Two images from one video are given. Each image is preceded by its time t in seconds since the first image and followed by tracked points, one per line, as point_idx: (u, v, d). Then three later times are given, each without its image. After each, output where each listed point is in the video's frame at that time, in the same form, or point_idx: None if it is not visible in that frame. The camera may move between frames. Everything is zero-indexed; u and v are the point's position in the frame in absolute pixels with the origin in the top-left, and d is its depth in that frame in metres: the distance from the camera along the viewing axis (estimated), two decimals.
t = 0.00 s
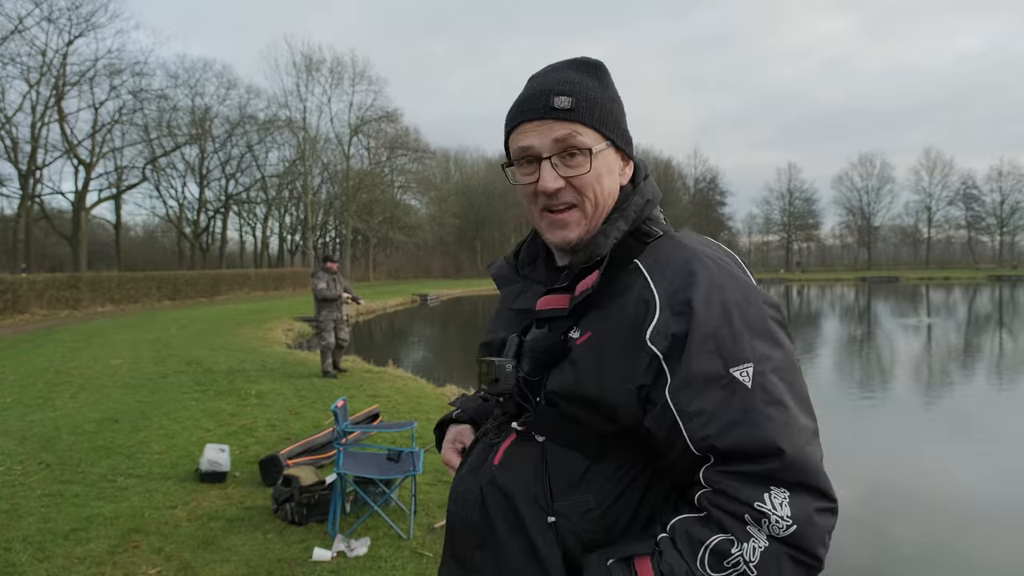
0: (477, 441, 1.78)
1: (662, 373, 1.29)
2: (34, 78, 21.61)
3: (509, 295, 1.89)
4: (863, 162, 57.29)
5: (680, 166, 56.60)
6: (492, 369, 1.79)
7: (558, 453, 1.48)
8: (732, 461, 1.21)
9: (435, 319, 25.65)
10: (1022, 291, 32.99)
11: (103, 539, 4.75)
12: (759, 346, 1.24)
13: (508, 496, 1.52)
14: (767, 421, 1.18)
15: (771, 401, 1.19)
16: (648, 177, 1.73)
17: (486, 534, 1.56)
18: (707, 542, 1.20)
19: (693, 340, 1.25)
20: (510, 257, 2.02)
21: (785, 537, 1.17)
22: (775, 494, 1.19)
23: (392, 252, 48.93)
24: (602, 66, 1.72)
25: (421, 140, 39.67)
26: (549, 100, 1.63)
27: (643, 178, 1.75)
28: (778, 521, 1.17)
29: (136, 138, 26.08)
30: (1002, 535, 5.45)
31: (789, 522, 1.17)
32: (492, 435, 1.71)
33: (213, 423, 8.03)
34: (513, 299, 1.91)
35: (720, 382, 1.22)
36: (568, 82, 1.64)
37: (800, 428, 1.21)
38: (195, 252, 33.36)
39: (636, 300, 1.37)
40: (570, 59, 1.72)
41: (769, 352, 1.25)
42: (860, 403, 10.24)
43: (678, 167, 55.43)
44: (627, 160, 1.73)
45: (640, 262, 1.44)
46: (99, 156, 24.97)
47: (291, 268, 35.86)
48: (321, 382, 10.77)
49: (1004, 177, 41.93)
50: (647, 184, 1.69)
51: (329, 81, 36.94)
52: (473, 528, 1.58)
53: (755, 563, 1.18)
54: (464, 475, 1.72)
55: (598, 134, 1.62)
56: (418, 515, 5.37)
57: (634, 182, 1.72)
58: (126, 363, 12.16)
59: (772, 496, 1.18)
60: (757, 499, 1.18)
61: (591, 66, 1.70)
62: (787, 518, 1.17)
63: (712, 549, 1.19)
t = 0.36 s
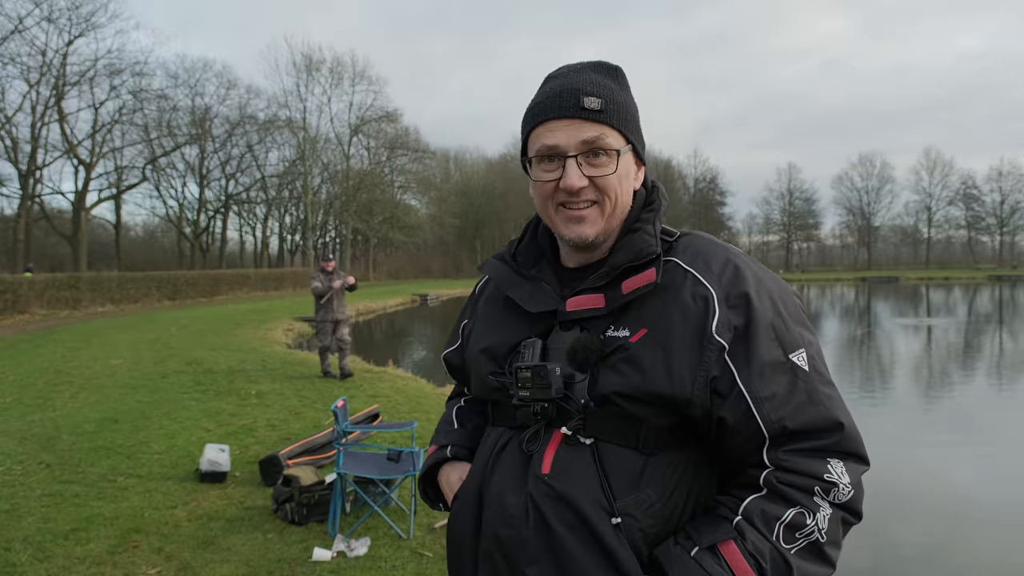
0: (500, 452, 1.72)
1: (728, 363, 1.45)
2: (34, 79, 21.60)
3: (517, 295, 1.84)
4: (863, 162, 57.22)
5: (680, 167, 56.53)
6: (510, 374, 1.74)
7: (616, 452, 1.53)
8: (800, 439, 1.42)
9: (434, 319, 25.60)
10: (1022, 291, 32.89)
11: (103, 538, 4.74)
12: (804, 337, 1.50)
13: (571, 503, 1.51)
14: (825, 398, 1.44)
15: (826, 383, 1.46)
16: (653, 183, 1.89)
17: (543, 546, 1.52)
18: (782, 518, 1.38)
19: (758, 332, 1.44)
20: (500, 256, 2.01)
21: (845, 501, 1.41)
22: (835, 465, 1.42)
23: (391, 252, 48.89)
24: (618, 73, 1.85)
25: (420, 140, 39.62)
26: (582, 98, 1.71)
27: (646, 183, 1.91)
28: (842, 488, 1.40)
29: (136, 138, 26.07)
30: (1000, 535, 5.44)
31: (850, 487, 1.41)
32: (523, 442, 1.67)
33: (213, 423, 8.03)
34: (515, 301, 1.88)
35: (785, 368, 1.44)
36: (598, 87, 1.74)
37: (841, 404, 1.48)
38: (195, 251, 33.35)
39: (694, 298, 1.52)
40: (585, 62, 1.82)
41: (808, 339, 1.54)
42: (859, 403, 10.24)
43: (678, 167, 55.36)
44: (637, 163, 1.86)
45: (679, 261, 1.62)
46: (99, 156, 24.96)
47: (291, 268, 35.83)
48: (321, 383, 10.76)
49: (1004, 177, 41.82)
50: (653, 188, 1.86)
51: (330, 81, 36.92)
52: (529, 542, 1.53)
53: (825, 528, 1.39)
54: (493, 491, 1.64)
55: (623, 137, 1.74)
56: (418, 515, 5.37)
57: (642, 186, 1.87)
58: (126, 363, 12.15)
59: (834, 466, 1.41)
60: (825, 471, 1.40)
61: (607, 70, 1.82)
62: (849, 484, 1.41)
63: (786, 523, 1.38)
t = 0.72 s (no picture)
0: (503, 454, 1.72)
1: (732, 362, 1.45)
2: (34, 79, 21.59)
3: (517, 297, 1.84)
4: (863, 162, 57.26)
5: (680, 167, 56.53)
6: (513, 375, 1.73)
7: (620, 452, 1.53)
8: (802, 436, 1.42)
9: (434, 319, 25.60)
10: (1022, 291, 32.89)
11: (103, 538, 4.74)
12: (804, 334, 1.51)
13: (575, 503, 1.50)
14: (827, 396, 1.44)
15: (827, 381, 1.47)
16: (652, 186, 1.89)
17: (550, 547, 1.52)
18: (786, 514, 1.38)
19: (760, 331, 1.44)
20: (500, 259, 2.01)
21: (846, 496, 1.41)
22: (837, 461, 1.41)
23: (391, 251, 48.89)
24: (616, 75, 1.85)
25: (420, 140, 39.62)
26: (580, 100, 1.71)
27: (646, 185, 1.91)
28: (843, 484, 1.41)
29: (136, 138, 26.05)
30: (999, 535, 5.44)
31: (851, 483, 1.41)
32: (526, 444, 1.67)
33: (213, 423, 8.03)
34: (515, 303, 1.88)
35: (786, 366, 1.44)
36: (597, 88, 1.74)
37: (842, 401, 1.48)
38: (195, 251, 33.34)
39: (697, 296, 1.53)
40: (584, 63, 1.83)
41: (808, 337, 1.55)
42: (859, 403, 10.25)
43: (678, 167, 55.38)
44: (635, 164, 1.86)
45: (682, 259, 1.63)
46: (99, 156, 24.95)
47: (291, 269, 35.84)
48: (321, 383, 10.76)
49: (1004, 176, 41.84)
50: (654, 191, 1.85)
51: (330, 81, 36.92)
52: (534, 543, 1.53)
53: (827, 524, 1.39)
54: (497, 494, 1.64)
55: (622, 138, 1.74)
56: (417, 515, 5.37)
57: (640, 189, 1.88)
58: (126, 363, 12.15)
59: (836, 462, 1.41)
60: (825, 467, 1.40)
61: (606, 73, 1.83)
62: (849, 480, 1.41)
63: (789, 518, 1.38)
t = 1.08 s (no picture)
0: (495, 451, 1.73)
1: (719, 361, 1.45)
2: (34, 79, 21.57)
3: (515, 296, 1.84)
4: (863, 162, 57.26)
5: (680, 167, 56.52)
6: (506, 373, 1.74)
7: (608, 451, 1.54)
8: (791, 437, 1.41)
9: (435, 319, 25.60)
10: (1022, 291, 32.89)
11: (103, 539, 4.74)
12: (797, 333, 1.51)
13: (561, 501, 1.51)
14: (819, 397, 1.43)
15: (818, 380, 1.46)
16: (651, 184, 1.87)
17: (535, 543, 1.53)
18: (772, 517, 1.36)
19: (749, 330, 1.44)
20: (502, 259, 2.00)
21: (838, 502, 1.39)
22: (827, 465, 1.40)
23: (391, 251, 48.86)
24: (603, 72, 1.84)
25: (420, 140, 39.63)
26: (561, 105, 1.70)
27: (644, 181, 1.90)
28: (834, 487, 1.38)
29: (136, 138, 26.01)
30: (998, 535, 5.44)
31: (842, 487, 1.39)
32: (517, 440, 1.67)
33: (214, 423, 8.03)
34: (512, 302, 1.88)
35: (776, 365, 1.43)
36: (578, 91, 1.73)
37: (836, 403, 1.47)
38: (195, 251, 33.34)
39: (686, 296, 1.53)
40: (569, 64, 1.82)
41: (805, 338, 1.54)
42: (859, 403, 10.25)
43: (678, 166, 55.39)
44: (627, 160, 1.85)
45: (675, 258, 1.63)
46: (99, 156, 24.93)
47: (291, 269, 35.85)
48: (321, 383, 10.77)
49: (1004, 176, 41.84)
50: (653, 190, 1.83)
51: (330, 82, 36.95)
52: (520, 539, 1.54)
53: (815, 528, 1.36)
54: (488, 489, 1.65)
55: (606, 139, 1.72)
56: (417, 515, 5.37)
57: (638, 187, 1.87)
58: (126, 363, 12.15)
59: (825, 466, 1.40)
60: (816, 471, 1.39)
61: (592, 69, 1.83)
62: (841, 484, 1.39)
63: (776, 523, 1.36)
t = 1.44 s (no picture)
0: (492, 444, 1.73)
1: (714, 356, 1.45)
2: (34, 79, 21.57)
3: (519, 289, 1.83)
4: (863, 162, 57.26)
5: (680, 166, 56.52)
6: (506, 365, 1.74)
7: (603, 444, 1.54)
8: (783, 437, 1.42)
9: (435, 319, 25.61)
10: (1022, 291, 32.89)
11: (103, 539, 4.75)
12: (795, 333, 1.50)
13: (551, 492, 1.51)
14: (815, 396, 1.43)
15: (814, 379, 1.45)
16: (659, 185, 1.87)
17: (524, 534, 1.53)
18: (762, 518, 1.37)
19: (745, 325, 1.45)
20: (510, 252, 2.00)
21: (831, 505, 1.39)
22: (821, 468, 1.40)
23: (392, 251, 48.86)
24: (582, 77, 1.86)
25: (420, 140, 39.64)
26: (529, 121, 1.73)
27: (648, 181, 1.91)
28: (827, 490, 1.38)
29: (136, 138, 26.00)
30: (999, 535, 5.44)
31: (835, 490, 1.39)
32: (513, 433, 1.67)
33: (214, 424, 8.03)
34: (514, 296, 1.88)
35: (770, 363, 1.43)
36: (551, 106, 1.74)
37: (834, 404, 1.46)
38: (195, 251, 33.34)
39: (684, 292, 1.54)
40: (547, 73, 1.86)
41: (803, 337, 1.53)
42: (858, 403, 10.25)
43: (678, 167, 55.40)
44: (619, 162, 1.85)
45: (676, 256, 1.63)
46: (99, 156, 24.92)
47: (291, 269, 35.85)
48: (321, 382, 10.78)
49: (1004, 176, 41.84)
50: (654, 193, 1.82)
51: (330, 82, 36.97)
52: (510, 528, 1.54)
53: (805, 531, 1.37)
54: (482, 479, 1.65)
55: (584, 148, 1.72)
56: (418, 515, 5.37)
57: (644, 188, 1.87)
58: (126, 363, 12.15)
59: (819, 467, 1.40)
60: (808, 471, 1.39)
61: (568, 75, 1.87)
62: (834, 486, 1.39)
63: (765, 524, 1.37)
